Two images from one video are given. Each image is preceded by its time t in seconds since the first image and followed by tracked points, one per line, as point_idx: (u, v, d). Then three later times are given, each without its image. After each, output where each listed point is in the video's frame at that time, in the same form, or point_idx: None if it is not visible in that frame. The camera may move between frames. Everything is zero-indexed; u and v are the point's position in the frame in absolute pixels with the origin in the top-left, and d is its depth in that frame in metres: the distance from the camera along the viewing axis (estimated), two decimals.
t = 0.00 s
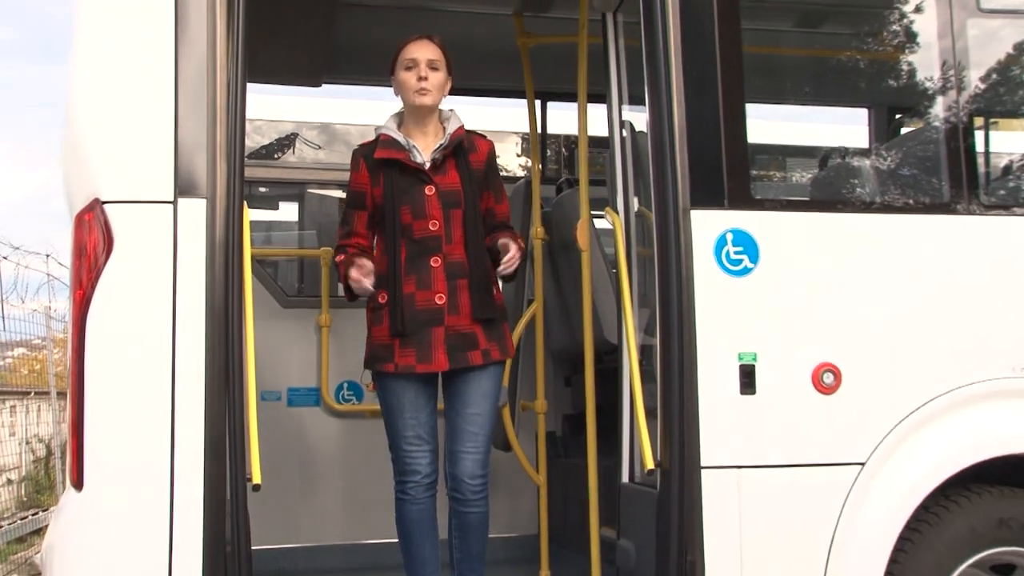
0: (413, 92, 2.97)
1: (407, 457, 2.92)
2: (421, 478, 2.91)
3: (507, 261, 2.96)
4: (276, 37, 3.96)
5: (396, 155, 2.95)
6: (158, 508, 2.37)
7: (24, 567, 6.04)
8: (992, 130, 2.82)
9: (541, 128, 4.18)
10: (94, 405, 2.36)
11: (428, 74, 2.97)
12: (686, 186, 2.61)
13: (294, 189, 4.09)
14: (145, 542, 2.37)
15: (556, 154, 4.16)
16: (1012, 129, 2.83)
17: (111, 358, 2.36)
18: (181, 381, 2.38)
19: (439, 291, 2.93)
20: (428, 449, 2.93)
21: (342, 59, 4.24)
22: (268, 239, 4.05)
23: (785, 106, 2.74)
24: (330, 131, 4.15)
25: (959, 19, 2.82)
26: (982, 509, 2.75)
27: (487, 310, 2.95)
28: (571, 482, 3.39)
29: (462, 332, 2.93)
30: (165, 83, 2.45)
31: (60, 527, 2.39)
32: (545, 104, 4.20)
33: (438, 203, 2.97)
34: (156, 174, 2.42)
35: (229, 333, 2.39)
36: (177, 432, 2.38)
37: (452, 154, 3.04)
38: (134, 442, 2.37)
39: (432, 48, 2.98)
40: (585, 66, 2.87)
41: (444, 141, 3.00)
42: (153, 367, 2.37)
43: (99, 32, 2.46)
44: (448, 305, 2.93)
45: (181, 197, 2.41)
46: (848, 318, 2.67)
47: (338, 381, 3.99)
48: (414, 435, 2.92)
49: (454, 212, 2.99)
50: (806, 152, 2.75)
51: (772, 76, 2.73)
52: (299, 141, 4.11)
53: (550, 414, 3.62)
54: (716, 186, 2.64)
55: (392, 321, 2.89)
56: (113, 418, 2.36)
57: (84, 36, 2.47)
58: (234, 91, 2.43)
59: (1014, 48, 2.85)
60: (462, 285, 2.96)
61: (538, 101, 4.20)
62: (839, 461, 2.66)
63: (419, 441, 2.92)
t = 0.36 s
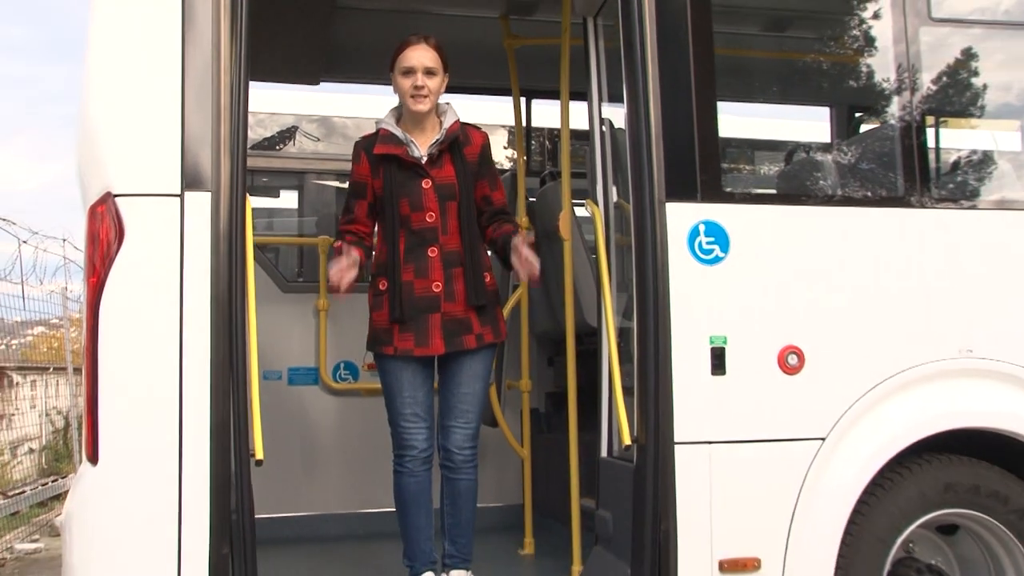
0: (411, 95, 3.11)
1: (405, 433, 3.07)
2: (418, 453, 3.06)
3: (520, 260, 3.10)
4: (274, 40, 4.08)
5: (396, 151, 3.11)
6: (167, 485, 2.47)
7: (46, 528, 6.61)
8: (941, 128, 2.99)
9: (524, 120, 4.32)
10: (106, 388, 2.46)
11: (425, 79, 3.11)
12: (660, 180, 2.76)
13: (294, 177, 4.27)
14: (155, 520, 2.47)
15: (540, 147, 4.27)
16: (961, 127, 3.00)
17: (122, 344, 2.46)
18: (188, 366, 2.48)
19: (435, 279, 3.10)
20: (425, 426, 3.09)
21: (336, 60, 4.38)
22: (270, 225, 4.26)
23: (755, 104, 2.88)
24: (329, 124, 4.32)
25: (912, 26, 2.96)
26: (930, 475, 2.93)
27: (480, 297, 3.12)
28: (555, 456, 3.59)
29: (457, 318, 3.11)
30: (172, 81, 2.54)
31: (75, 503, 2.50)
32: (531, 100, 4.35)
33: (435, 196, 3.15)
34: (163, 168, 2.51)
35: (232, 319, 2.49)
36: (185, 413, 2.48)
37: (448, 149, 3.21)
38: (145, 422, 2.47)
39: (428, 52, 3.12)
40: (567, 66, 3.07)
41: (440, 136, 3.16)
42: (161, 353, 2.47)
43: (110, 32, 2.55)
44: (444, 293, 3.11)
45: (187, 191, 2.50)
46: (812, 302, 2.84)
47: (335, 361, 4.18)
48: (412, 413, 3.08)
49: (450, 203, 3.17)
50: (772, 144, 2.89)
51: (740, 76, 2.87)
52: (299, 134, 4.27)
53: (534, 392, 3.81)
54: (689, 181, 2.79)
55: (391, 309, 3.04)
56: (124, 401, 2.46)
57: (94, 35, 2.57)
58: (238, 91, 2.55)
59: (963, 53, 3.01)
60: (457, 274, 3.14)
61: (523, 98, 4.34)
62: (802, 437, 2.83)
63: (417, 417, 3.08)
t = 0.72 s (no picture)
0: (408, 88, 3.20)
1: (397, 409, 3.19)
2: (411, 427, 3.18)
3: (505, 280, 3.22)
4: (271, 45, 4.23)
5: (395, 141, 3.17)
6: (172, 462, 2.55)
7: (64, 492, 7.10)
8: (892, 124, 3.19)
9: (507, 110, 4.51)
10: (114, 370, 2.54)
11: (421, 72, 3.21)
12: (634, 171, 2.91)
13: (290, 165, 4.46)
14: (162, 500, 2.55)
15: (521, 139, 4.43)
16: (910, 123, 3.21)
17: (127, 330, 2.54)
18: (190, 350, 2.56)
19: (429, 264, 3.18)
20: (417, 402, 3.20)
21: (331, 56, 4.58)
22: (269, 212, 4.43)
23: (721, 101, 3.07)
24: (324, 116, 4.53)
25: (865, 30, 3.17)
26: (883, 441, 3.14)
27: (471, 281, 3.20)
28: (537, 429, 3.80)
29: (449, 301, 3.20)
30: (173, 76, 2.62)
31: (85, 483, 2.57)
32: (513, 96, 4.52)
33: (430, 185, 3.22)
34: (165, 160, 2.58)
35: (233, 303, 2.59)
36: (189, 393, 2.56)
37: (443, 140, 3.28)
38: (150, 402, 2.55)
39: (423, 47, 3.22)
40: (547, 63, 3.27)
41: (436, 128, 3.23)
42: (166, 337, 2.55)
43: (116, 29, 2.63)
44: (438, 277, 3.19)
45: (190, 182, 2.59)
46: (773, 284, 3.01)
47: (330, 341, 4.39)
48: (405, 390, 3.19)
49: (445, 192, 3.24)
50: (738, 136, 3.06)
51: (704, 74, 3.04)
52: (296, 126, 4.48)
53: (516, 368, 4.02)
54: (661, 173, 2.94)
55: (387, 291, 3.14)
56: (130, 382, 2.54)
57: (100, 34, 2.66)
58: (238, 86, 2.64)
59: (908, 55, 3.21)
60: (450, 259, 3.22)
61: (506, 93, 4.51)
62: (765, 411, 3.00)
63: (409, 394, 3.19)
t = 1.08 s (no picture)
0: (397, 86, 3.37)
1: (385, 389, 3.35)
2: (397, 406, 3.34)
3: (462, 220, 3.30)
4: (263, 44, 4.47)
5: (386, 135, 3.35)
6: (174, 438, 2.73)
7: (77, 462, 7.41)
8: (840, 123, 3.43)
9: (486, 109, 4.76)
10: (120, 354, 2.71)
11: (408, 71, 3.38)
12: (602, 167, 3.11)
13: (283, 157, 4.68)
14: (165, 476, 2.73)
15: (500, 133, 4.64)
16: (856, 122, 3.45)
17: (133, 315, 2.71)
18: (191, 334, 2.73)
19: (416, 250, 3.36)
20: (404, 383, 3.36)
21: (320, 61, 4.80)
22: (265, 202, 4.67)
23: (685, 100, 3.26)
24: (317, 113, 4.77)
25: (815, 38, 3.40)
26: (832, 413, 3.39)
27: (454, 267, 3.39)
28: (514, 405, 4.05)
29: (434, 285, 3.37)
30: (173, 78, 2.79)
31: (95, 457, 2.75)
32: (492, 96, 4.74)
33: (419, 177, 3.40)
34: (166, 156, 2.75)
35: (230, 288, 2.76)
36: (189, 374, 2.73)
37: (431, 136, 3.46)
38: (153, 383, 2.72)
39: (410, 47, 3.39)
40: (523, 65, 3.50)
41: (425, 125, 3.42)
42: (167, 321, 2.73)
43: (121, 34, 2.81)
44: (424, 262, 3.37)
45: (190, 178, 2.76)
46: (730, 271, 3.23)
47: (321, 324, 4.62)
48: (392, 371, 3.35)
49: (432, 184, 3.42)
50: (701, 132, 3.28)
51: (669, 76, 3.23)
52: (290, 122, 4.72)
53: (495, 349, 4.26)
54: (627, 167, 3.14)
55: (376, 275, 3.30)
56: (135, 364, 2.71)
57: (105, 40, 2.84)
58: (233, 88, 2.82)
59: (855, 62, 3.45)
60: (435, 247, 3.40)
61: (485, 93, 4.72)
62: (723, 390, 3.21)
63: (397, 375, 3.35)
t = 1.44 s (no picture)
0: (382, 83, 3.57)
1: (371, 370, 3.55)
2: (383, 386, 3.55)
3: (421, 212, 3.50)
4: (254, 45, 4.63)
5: (373, 131, 3.56)
6: (175, 416, 2.92)
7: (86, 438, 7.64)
8: (797, 119, 3.66)
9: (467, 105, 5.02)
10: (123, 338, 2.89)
11: (392, 69, 3.58)
12: (575, 161, 3.29)
13: (275, 150, 4.90)
14: (166, 453, 2.92)
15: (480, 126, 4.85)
16: (812, 118, 3.69)
17: (134, 302, 2.90)
18: (189, 319, 2.93)
19: (400, 239, 3.56)
20: (389, 364, 3.56)
21: (313, 61, 4.94)
22: (258, 191, 4.88)
23: (654, 96, 3.46)
24: (309, 108, 4.97)
25: (772, 41, 3.62)
26: (790, 387, 3.66)
27: (435, 255, 3.61)
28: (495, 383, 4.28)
29: (417, 272, 3.58)
30: (170, 79, 2.96)
31: (102, 434, 2.94)
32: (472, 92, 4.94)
33: (403, 170, 3.61)
34: (163, 152, 2.93)
35: (224, 275, 2.96)
36: (187, 356, 2.92)
37: (415, 131, 3.67)
38: (154, 365, 2.90)
39: (393, 47, 3.59)
40: (499, 64, 3.72)
41: (409, 121, 3.62)
42: (166, 308, 2.91)
43: (120, 38, 2.96)
44: (407, 251, 3.58)
45: (186, 174, 2.94)
46: (696, 258, 3.43)
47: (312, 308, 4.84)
48: (378, 353, 3.55)
49: (415, 176, 3.63)
50: (670, 127, 3.47)
51: (637, 75, 3.42)
52: (282, 118, 4.92)
53: (476, 332, 4.48)
54: (598, 160, 3.33)
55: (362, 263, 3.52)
56: (137, 348, 2.90)
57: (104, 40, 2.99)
58: (226, 89, 3.01)
59: (810, 63, 3.70)
60: (417, 236, 3.61)
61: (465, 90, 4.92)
62: (689, 370, 3.42)
63: (382, 357, 3.56)
